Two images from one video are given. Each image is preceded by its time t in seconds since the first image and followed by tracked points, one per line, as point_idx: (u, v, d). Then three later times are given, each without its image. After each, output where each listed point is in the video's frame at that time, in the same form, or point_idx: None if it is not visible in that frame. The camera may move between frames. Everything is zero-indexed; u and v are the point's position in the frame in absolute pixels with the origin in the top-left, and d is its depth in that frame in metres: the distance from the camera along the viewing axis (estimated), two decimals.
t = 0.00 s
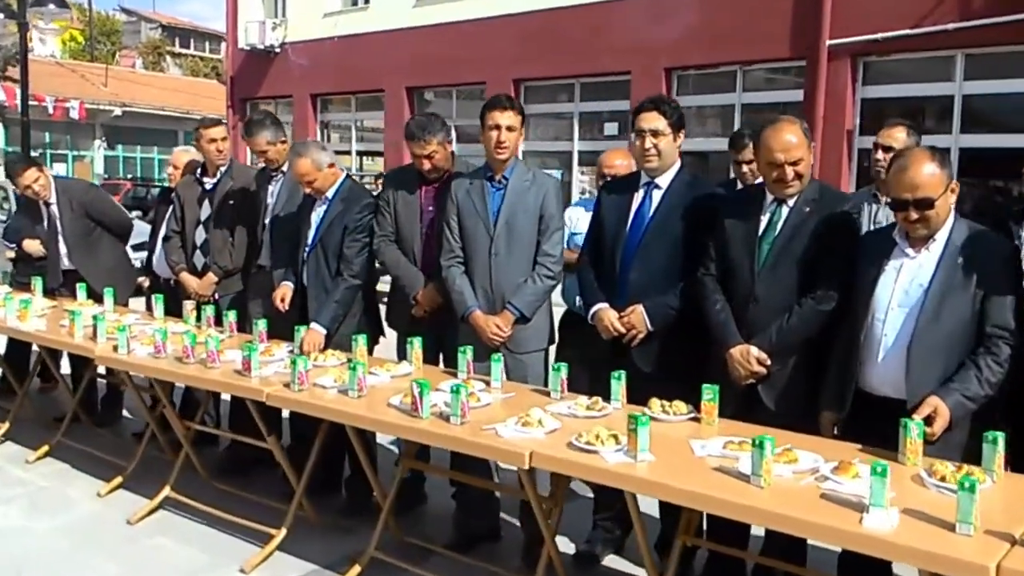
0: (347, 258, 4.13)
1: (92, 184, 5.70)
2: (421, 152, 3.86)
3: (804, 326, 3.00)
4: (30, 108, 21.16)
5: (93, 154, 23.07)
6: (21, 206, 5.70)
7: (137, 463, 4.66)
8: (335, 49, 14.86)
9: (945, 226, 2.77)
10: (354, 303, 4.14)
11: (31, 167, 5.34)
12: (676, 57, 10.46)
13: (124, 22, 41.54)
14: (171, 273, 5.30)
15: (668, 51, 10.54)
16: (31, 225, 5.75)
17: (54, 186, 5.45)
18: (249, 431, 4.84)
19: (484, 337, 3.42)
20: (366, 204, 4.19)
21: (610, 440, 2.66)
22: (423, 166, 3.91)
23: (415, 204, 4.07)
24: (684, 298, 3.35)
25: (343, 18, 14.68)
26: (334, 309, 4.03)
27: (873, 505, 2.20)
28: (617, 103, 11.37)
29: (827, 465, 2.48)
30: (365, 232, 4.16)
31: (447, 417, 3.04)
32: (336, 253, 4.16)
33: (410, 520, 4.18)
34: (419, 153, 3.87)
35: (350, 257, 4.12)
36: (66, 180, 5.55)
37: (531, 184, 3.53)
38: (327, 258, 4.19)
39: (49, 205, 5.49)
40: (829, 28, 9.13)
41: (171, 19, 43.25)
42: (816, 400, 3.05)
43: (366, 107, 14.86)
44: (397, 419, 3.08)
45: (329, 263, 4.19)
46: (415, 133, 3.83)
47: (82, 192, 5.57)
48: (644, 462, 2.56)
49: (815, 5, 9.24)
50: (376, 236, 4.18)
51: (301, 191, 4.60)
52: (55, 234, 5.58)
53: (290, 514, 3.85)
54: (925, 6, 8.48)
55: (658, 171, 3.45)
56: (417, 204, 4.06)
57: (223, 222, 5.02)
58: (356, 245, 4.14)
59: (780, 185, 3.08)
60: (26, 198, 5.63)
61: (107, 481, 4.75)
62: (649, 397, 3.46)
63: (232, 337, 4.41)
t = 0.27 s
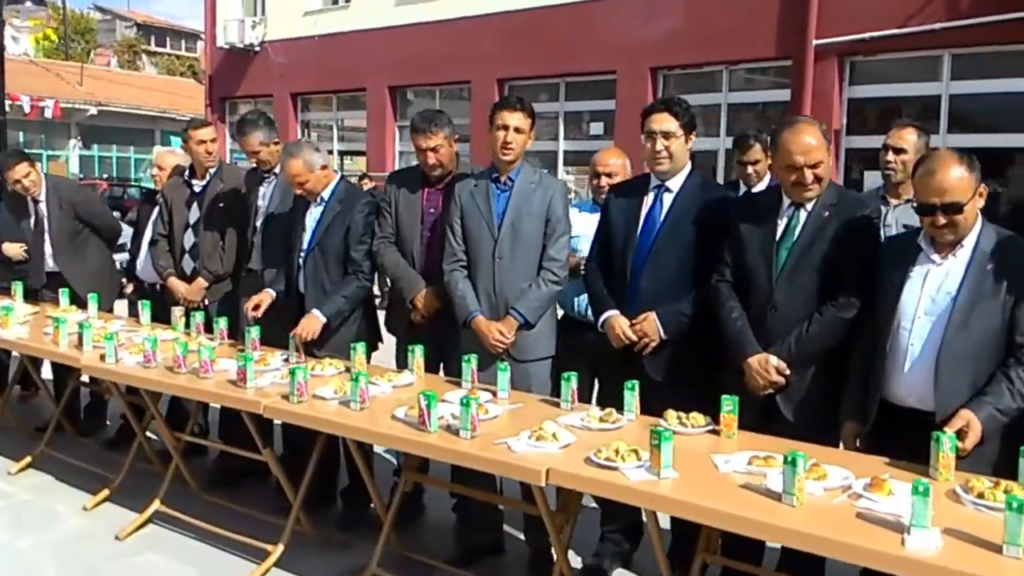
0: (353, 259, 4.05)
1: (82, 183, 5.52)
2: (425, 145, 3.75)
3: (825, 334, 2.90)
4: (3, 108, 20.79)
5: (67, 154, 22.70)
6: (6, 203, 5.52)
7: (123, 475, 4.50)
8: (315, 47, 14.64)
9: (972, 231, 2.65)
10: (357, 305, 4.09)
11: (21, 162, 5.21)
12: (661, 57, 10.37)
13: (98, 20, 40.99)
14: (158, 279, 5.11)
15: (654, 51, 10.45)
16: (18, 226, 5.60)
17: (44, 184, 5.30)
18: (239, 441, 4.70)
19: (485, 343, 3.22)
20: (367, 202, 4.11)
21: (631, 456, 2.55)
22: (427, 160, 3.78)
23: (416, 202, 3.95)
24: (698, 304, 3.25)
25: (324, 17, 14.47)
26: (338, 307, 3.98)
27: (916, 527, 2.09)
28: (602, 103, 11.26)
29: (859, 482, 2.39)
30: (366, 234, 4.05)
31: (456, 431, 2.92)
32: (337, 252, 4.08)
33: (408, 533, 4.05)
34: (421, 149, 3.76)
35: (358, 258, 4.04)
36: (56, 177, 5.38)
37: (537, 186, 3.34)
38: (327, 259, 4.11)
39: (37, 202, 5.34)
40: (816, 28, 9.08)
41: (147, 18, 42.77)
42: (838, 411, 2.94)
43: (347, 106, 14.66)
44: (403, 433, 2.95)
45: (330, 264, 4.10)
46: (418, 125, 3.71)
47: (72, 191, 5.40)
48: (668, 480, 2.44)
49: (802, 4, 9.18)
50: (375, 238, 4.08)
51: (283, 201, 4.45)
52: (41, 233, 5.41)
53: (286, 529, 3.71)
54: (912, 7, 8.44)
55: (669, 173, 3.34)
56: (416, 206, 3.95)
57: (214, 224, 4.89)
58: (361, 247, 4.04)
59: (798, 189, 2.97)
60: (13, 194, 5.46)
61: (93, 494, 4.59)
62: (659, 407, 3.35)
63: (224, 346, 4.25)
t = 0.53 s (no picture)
0: (349, 260, 3.99)
1: (76, 181, 5.45)
2: (433, 134, 3.75)
3: (839, 343, 2.84)
4: None
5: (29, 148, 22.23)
6: None
7: (100, 489, 4.34)
8: (288, 44, 14.42)
9: (992, 240, 2.60)
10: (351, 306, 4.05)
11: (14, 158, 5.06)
12: (641, 59, 10.32)
13: (62, 13, 40.25)
14: (137, 280, 4.90)
15: (633, 53, 10.40)
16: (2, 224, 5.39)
17: (34, 179, 5.20)
18: (222, 452, 4.55)
19: (486, 349, 3.14)
20: (364, 203, 4.06)
21: (649, 470, 2.47)
22: (431, 153, 3.78)
23: (416, 200, 3.94)
24: (706, 312, 3.20)
25: (299, 14, 14.25)
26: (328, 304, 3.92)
27: (951, 544, 2.03)
28: (581, 104, 11.17)
29: (884, 496, 2.33)
30: (363, 234, 4.00)
31: (463, 442, 2.83)
32: (332, 252, 4.00)
33: (400, 546, 3.94)
34: (427, 139, 3.76)
35: (356, 259, 3.99)
36: (50, 172, 5.32)
37: (545, 190, 3.24)
38: (321, 261, 4.01)
39: (26, 195, 5.23)
40: (796, 32, 9.08)
41: (113, 12, 42.09)
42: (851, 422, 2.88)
43: (321, 105, 14.43)
44: (408, 445, 2.85)
45: (323, 266, 4.01)
46: (425, 117, 3.73)
47: (65, 188, 5.32)
48: (689, 496, 2.37)
49: (783, 8, 9.18)
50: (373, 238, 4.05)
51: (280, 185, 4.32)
52: (24, 230, 5.26)
53: (277, 543, 3.59)
54: (891, 13, 8.45)
55: (677, 177, 3.29)
56: (417, 205, 3.94)
57: (197, 223, 4.73)
58: (360, 248, 3.99)
59: (813, 195, 2.92)
60: None
61: (69, 508, 4.43)
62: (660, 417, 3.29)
63: (208, 352, 4.10)
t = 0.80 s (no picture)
0: (322, 280, 3.92)
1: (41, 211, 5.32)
2: (413, 149, 3.81)
3: (828, 351, 2.85)
4: None
5: None
6: None
7: (63, 523, 4.12)
8: (234, 64, 14.12)
9: (978, 244, 2.62)
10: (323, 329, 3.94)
11: None
12: (593, 73, 10.30)
13: None
14: (96, 308, 4.73)
15: (585, 67, 10.38)
16: None
17: None
18: (189, 482, 4.39)
19: (469, 367, 3.06)
20: (338, 221, 3.99)
21: (651, 486, 2.43)
22: (410, 168, 3.83)
23: (393, 216, 3.92)
24: (693, 324, 3.20)
25: (245, 32, 13.96)
26: (299, 328, 3.83)
27: (963, 548, 2.02)
28: (534, 119, 11.07)
29: (887, 503, 2.33)
30: (337, 253, 3.95)
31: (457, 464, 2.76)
32: (304, 273, 3.92)
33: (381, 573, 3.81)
34: (406, 154, 3.82)
35: (330, 281, 3.92)
36: (13, 200, 5.20)
37: (529, 207, 3.20)
38: (292, 281, 3.91)
39: None
40: (746, 45, 9.18)
41: (46, 34, 41.11)
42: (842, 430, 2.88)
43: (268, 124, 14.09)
44: (400, 470, 2.76)
45: (294, 286, 3.92)
46: (404, 133, 3.82)
47: (26, 216, 5.18)
48: (694, 510, 2.34)
49: (733, 21, 9.26)
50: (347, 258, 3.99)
51: (251, 203, 4.25)
52: None
53: None
54: (838, 24, 8.58)
55: (658, 189, 3.29)
56: (393, 221, 3.91)
57: (159, 248, 4.59)
58: (332, 268, 3.93)
59: (798, 204, 2.93)
60: None
61: (29, 546, 4.19)
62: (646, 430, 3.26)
63: (177, 379, 3.94)
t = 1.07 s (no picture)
0: (289, 293, 3.80)
1: None
2: (378, 156, 3.72)
3: (810, 353, 2.86)
4: None
5: None
6: None
7: (28, 552, 3.94)
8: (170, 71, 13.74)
9: (958, 243, 2.64)
10: (292, 343, 3.84)
11: None
12: (540, 76, 10.23)
13: None
14: (52, 327, 4.56)
15: (530, 70, 10.31)
16: None
17: None
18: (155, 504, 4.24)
19: (450, 379, 3.00)
20: (303, 232, 3.88)
21: (648, 495, 2.41)
22: (376, 176, 3.74)
23: (360, 225, 3.84)
24: (673, 329, 3.20)
25: (181, 38, 13.56)
26: (267, 343, 3.72)
27: (968, 549, 2.04)
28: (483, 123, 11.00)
29: (884, 504, 2.34)
30: (303, 264, 3.84)
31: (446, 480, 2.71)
32: (270, 287, 3.80)
33: None
34: (372, 162, 3.73)
35: (297, 293, 3.81)
36: None
37: (506, 214, 3.17)
38: (257, 295, 3.80)
39: None
40: (691, 45, 9.21)
41: None
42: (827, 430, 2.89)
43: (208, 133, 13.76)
44: (387, 487, 2.70)
45: (260, 300, 3.80)
46: (368, 141, 3.75)
47: None
48: (693, 518, 2.32)
49: (677, 21, 9.28)
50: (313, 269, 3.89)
51: (213, 217, 4.16)
52: None
53: None
54: (781, 25, 8.66)
55: (633, 193, 3.26)
56: (361, 230, 3.83)
57: (113, 267, 4.42)
58: (299, 280, 3.82)
59: (776, 206, 2.92)
60: None
61: None
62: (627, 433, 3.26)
63: (144, 400, 3.82)
